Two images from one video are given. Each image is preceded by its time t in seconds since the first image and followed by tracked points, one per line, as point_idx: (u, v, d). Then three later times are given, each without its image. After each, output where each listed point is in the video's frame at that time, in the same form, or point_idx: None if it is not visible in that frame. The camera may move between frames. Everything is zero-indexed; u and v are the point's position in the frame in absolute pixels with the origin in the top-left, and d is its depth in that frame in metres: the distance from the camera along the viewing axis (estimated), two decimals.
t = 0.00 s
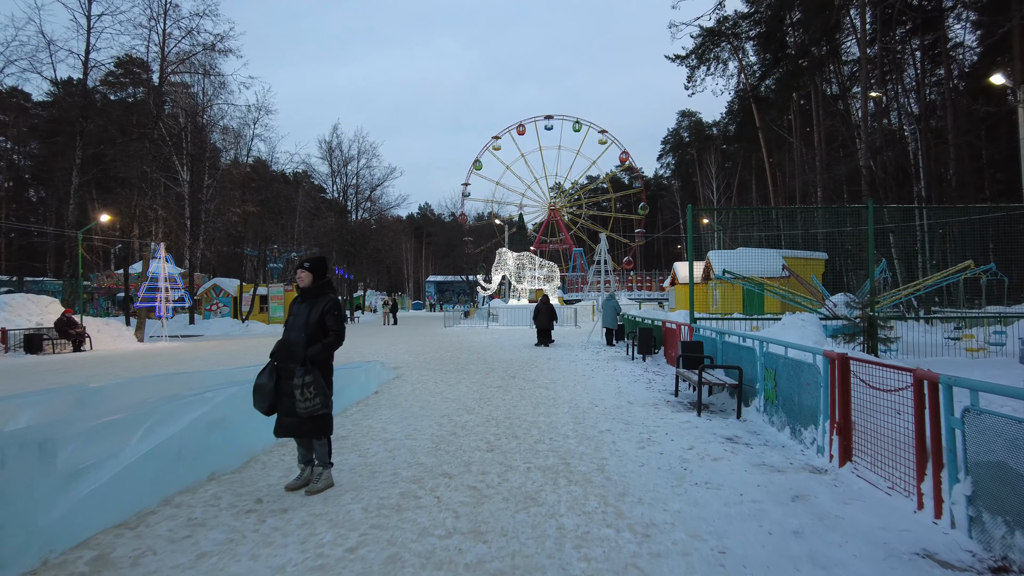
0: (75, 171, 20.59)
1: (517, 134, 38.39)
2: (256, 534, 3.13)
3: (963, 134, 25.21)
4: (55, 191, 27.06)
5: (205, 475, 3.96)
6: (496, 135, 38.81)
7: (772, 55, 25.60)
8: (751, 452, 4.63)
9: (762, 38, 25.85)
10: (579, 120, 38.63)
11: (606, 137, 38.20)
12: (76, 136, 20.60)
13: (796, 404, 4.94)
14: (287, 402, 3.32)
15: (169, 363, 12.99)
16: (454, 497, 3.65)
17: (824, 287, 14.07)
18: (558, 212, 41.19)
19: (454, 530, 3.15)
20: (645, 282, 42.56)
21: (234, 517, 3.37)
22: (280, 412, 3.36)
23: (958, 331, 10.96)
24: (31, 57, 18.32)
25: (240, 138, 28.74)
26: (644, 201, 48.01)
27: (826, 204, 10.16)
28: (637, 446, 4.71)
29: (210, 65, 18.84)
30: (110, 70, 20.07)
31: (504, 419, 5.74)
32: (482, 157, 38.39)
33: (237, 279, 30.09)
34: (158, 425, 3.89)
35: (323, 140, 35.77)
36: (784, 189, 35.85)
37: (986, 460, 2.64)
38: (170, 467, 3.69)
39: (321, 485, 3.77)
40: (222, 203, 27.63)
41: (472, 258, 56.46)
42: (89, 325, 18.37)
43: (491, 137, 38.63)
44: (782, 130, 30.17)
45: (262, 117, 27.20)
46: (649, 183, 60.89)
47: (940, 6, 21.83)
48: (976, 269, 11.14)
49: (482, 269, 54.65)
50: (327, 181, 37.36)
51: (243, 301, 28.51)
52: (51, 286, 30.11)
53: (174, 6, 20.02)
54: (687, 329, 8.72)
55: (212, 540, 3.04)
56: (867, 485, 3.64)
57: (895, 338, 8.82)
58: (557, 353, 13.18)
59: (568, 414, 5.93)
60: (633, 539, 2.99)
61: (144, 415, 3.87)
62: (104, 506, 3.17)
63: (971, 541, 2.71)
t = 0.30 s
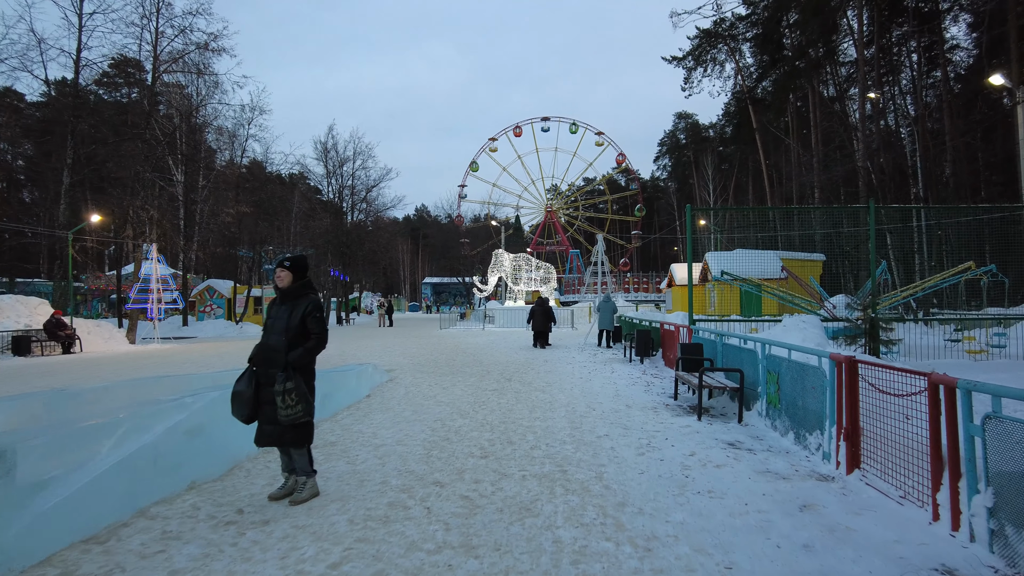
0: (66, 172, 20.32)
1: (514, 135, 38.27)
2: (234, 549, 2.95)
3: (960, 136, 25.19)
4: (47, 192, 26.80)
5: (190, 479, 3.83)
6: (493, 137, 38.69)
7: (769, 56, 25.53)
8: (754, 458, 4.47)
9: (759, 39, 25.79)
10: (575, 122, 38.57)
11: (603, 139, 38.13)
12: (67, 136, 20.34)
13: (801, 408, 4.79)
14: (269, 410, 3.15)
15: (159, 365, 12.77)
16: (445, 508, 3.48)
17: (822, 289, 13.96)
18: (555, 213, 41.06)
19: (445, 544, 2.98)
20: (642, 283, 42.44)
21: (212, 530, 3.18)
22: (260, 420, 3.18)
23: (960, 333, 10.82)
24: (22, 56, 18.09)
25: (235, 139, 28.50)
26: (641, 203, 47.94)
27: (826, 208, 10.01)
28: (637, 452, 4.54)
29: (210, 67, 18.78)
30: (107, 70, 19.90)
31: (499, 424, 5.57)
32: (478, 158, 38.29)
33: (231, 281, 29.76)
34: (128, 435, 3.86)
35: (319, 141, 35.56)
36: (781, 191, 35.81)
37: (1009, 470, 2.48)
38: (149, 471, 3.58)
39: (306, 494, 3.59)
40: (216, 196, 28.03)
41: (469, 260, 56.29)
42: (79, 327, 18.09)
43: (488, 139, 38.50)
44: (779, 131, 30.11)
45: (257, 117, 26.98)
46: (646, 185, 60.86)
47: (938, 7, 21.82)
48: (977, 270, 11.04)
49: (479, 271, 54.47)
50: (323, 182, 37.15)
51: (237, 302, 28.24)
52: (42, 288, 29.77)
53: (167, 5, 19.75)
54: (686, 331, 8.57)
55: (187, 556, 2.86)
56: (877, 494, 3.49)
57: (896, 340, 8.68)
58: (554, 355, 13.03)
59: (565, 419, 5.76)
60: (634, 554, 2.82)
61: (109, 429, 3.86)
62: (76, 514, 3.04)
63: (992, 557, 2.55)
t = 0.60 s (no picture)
0: (54, 171, 20.02)
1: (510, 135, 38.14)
2: (205, 566, 2.73)
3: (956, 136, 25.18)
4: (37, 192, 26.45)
5: (170, 485, 3.66)
6: (489, 137, 38.56)
7: (766, 56, 25.45)
8: (759, 464, 4.28)
9: (756, 39, 25.70)
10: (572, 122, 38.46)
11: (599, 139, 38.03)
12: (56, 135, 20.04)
13: (806, 411, 4.61)
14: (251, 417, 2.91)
15: (146, 367, 12.49)
16: (434, 519, 3.27)
17: (819, 288, 13.80)
18: (551, 214, 40.85)
19: (432, 560, 2.77)
20: (638, 284, 42.29)
21: (183, 544, 2.96)
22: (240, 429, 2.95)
23: (960, 333, 10.74)
24: (10, 53, 17.81)
25: (228, 138, 28.23)
26: (637, 203, 47.87)
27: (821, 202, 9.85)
28: (636, 458, 4.34)
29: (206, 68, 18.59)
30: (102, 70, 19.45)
31: (492, 428, 5.37)
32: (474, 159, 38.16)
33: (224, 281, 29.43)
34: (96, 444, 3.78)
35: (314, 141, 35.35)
36: (777, 191, 35.78)
37: None
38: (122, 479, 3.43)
39: (270, 513, 3.27)
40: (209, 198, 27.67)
41: (465, 260, 56.12)
42: (68, 328, 17.78)
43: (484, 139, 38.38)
44: (776, 131, 30.07)
45: (251, 116, 26.73)
46: (642, 185, 60.83)
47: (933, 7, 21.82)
48: (978, 270, 10.95)
49: (474, 272, 54.27)
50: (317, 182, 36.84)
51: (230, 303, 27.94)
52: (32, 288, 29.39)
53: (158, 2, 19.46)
54: (684, 331, 8.40)
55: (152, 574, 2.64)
56: (890, 503, 3.31)
57: (897, 340, 8.52)
58: (549, 356, 12.82)
59: (560, 422, 5.57)
60: (636, 570, 2.63)
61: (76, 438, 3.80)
62: (35, 525, 2.90)
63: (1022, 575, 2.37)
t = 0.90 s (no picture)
0: (46, 170, 19.75)
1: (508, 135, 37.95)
2: None
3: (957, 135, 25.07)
4: (30, 191, 26.17)
5: (145, 500, 3.49)
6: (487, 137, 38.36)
7: (764, 55, 25.34)
8: (765, 474, 4.09)
9: (754, 39, 25.60)
10: (569, 122, 38.29)
11: (596, 139, 37.91)
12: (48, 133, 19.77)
13: (813, 418, 4.43)
14: (224, 436, 2.68)
15: (136, 369, 12.26)
16: (423, 536, 3.08)
17: (820, 288, 13.63)
18: (549, 214, 40.67)
19: None
20: (636, 284, 42.13)
21: (153, 565, 2.75)
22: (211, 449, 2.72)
23: (962, 335, 10.56)
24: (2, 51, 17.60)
25: (224, 137, 28.00)
26: (635, 203, 47.70)
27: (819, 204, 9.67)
28: (637, 468, 4.16)
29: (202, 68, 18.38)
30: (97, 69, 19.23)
31: (488, 435, 5.18)
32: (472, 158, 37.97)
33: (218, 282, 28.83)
34: (68, 453, 3.61)
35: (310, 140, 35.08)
36: (776, 191, 35.64)
37: None
38: (94, 491, 3.27)
39: (235, 543, 2.89)
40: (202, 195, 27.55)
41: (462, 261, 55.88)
42: (58, 329, 17.52)
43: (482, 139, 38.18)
44: (774, 131, 29.95)
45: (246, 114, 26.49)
46: (640, 186, 60.69)
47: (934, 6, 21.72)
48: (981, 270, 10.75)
49: (472, 272, 54.06)
50: (314, 182, 36.57)
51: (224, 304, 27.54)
52: (24, 288, 29.08)
53: None
54: (685, 333, 8.23)
55: None
56: (907, 518, 3.12)
57: (902, 342, 8.33)
58: (546, 358, 12.63)
59: (558, 429, 5.38)
60: None
61: (46, 445, 3.62)
62: None
63: None
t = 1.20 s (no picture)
0: (37, 168, 19.48)
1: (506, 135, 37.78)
2: None
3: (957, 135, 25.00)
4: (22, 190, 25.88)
5: (117, 507, 3.30)
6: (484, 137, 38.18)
7: (763, 54, 25.17)
8: (773, 480, 3.91)
9: (753, 38, 25.44)
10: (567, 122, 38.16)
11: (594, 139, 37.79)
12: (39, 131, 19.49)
13: (823, 421, 4.25)
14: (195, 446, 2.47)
15: (126, 369, 12.04)
16: (412, 548, 2.88)
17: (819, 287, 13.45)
18: (547, 214, 40.52)
19: None
20: (634, 284, 41.97)
21: None
22: (176, 458, 2.48)
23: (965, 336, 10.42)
24: None
25: (219, 136, 27.73)
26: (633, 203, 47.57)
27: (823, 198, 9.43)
28: (638, 473, 3.97)
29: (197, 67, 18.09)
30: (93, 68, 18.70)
31: (483, 438, 4.98)
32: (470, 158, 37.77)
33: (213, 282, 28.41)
34: (32, 459, 3.43)
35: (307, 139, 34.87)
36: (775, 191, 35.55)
37: None
38: (57, 501, 3.07)
39: (208, 558, 2.68)
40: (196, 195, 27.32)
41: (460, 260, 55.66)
42: (49, 329, 17.25)
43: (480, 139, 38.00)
44: (773, 130, 29.81)
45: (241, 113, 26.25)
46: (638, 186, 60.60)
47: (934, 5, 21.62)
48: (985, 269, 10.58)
49: (469, 272, 53.85)
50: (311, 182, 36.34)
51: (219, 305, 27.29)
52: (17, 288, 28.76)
53: None
54: (686, 333, 8.06)
55: None
56: (927, 528, 2.94)
57: (907, 342, 8.16)
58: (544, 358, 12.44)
59: (557, 432, 5.18)
60: None
61: (10, 449, 3.47)
62: None
63: None
